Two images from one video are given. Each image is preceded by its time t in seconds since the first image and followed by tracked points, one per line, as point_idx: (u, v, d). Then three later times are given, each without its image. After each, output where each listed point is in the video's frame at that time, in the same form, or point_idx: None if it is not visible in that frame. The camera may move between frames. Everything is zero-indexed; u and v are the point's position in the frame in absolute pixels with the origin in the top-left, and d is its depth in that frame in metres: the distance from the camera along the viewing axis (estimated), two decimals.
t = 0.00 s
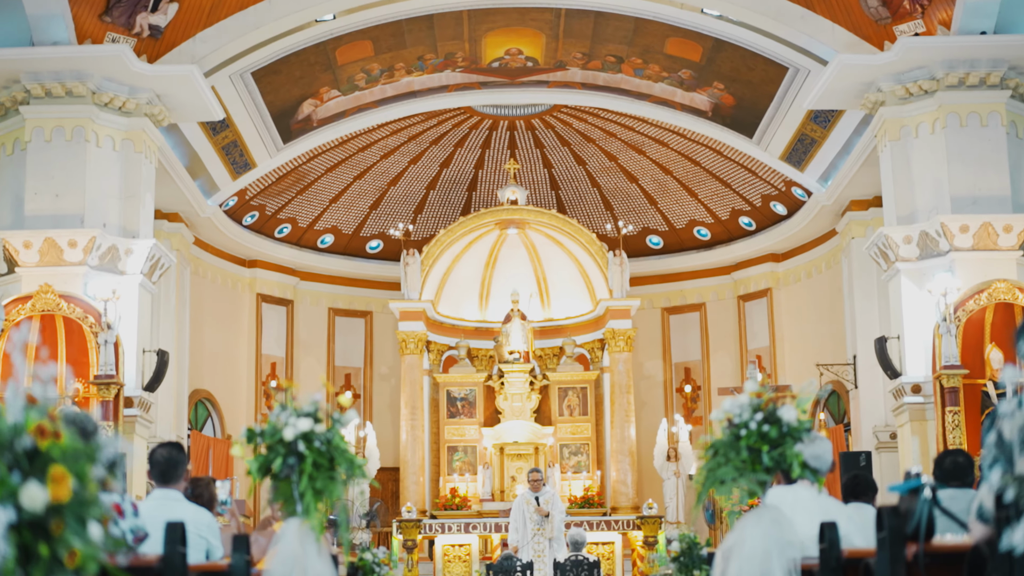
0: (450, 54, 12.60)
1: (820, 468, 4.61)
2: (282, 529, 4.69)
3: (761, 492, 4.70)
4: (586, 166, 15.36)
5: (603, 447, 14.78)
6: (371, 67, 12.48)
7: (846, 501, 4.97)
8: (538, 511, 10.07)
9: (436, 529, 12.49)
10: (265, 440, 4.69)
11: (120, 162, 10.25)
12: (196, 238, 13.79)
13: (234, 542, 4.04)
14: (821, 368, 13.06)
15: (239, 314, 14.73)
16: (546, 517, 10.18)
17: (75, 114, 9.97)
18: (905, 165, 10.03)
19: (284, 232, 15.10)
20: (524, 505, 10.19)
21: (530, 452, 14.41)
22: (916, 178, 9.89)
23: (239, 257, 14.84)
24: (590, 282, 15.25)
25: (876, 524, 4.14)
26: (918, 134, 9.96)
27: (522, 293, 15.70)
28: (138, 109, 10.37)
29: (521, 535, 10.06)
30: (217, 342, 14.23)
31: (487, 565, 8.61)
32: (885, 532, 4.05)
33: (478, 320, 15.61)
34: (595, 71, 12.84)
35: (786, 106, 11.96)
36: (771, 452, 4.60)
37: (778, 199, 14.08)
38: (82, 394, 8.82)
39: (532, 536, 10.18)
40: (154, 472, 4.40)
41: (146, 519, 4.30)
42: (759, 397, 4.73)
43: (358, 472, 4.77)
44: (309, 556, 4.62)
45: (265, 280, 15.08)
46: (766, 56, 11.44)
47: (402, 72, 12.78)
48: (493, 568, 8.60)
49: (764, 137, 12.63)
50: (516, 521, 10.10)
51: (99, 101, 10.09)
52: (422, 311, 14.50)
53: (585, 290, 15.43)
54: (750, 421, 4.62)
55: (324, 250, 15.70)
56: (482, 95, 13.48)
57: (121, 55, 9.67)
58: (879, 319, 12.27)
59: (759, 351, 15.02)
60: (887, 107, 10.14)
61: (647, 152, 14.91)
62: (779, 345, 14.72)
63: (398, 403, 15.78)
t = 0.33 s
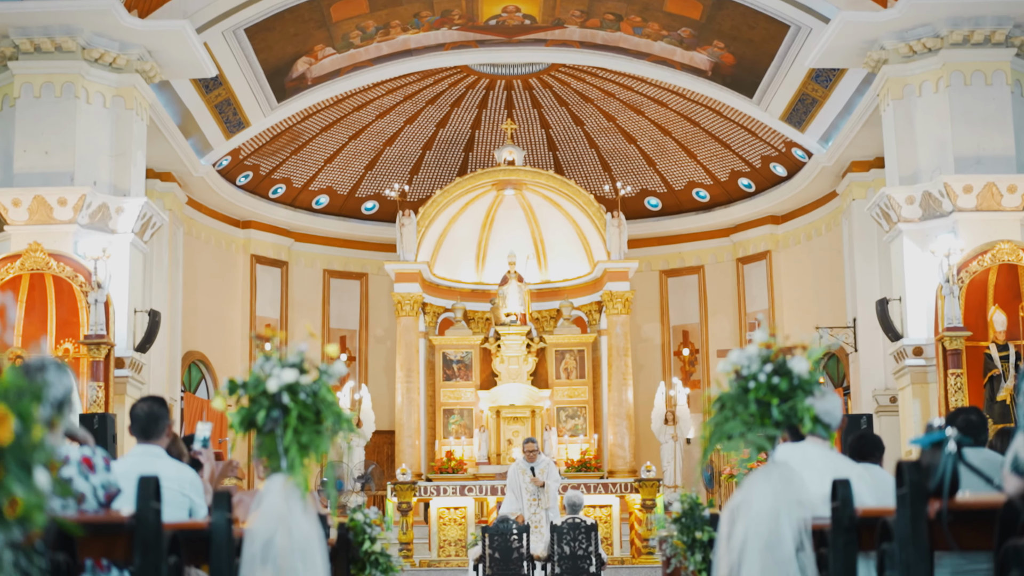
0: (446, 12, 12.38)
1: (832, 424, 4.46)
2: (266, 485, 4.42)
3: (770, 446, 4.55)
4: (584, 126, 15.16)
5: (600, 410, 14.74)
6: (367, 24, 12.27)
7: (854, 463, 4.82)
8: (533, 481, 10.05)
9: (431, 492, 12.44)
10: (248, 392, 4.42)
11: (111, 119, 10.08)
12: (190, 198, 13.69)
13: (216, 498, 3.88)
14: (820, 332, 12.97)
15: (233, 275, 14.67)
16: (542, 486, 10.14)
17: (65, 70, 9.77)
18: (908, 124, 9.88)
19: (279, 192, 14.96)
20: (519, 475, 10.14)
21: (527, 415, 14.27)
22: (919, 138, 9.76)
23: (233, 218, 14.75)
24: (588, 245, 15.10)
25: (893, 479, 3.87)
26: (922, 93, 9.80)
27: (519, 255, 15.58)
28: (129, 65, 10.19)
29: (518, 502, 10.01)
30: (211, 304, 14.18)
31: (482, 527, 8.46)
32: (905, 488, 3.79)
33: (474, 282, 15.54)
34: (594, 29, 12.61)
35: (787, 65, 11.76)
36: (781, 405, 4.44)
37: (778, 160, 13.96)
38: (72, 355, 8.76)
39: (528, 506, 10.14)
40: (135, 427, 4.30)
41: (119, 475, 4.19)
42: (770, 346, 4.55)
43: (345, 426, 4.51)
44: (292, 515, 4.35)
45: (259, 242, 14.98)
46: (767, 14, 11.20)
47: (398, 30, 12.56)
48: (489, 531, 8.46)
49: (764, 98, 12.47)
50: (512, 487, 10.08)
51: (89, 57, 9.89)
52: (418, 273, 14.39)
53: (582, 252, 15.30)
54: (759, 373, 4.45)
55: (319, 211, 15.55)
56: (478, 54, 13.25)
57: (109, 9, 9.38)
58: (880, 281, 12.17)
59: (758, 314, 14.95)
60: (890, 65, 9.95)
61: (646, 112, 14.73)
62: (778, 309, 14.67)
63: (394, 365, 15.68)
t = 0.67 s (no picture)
0: None
1: (845, 380, 4.36)
2: (245, 441, 4.29)
3: (779, 407, 4.34)
4: (581, 89, 14.96)
5: (596, 377, 14.67)
6: None
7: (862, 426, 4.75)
8: (530, 454, 9.98)
9: (424, 458, 12.34)
10: (225, 345, 4.24)
11: (99, 79, 9.91)
12: (181, 160, 13.62)
13: (191, 457, 3.70)
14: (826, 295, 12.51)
15: (226, 238, 14.55)
16: (539, 460, 10.06)
17: (51, 27, 9.57)
18: (910, 86, 9.75)
19: (271, 156, 14.82)
20: (516, 447, 10.04)
21: (522, 381, 14.17)
22: (921, 100, 9.61)
23: (226, 181, 14.61)
24: (584, 210, 14.94)
25: (915, 439, 3.61)
26: (924, 54, 9.63)
27: (514, 220, 15.44)
28: (118, 24, 9.97)
29: (515, 474, 9.94)
30: (202, 268, 14.05)
31: (477, 493, 8.38)
32: (928, 447, 3.53)
33: (469, 247, 15.41)
34: None
35: (788, 27, 11.44)
36: (791, 360, 4.26)
37: (777, 124, 13.85)
38: (60, 318, 8.61)
39: (524, 479, 10.06)
40: (110, 384, 4.18)
41: (85, 433, 4.12)
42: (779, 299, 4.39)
43: (327, 382, 4.31)
44: (275, 475, 4.20)
45: (252, 206, 14.86)
46: None
47: None
48: (484, 497, 8.38)
49: (763, 60, 12.27)
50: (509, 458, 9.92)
51: (76, 15, 9.67)
52: (413, 237, 14.23)
53: (578, 217, 15.16)
54: (768, 326, 4.29)
55: (312, 175, 15.40)
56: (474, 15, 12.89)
57: None
58: (880, 246, 12.08)
59: (756, 280, 14.85)
60: (892, 26, 9.78)
61: (644, 75, 14.54)
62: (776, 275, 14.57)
63: (388, 331, 15.57)
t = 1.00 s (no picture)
0: None
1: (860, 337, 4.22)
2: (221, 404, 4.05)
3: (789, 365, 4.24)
4: (576, 55, 14.74)
5: (591, 346, 14.56)
6: None
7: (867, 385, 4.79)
8: (525, 426, 9.85)
9: (416, 427, 12.25)
10: (200, 300, 4.01)
11: (86, 41, 9.69)
12: (170, 125, 13.49)
13: (162, 421, 3.58)
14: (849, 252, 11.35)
15: (217, 205, 14.40)
16: (533, 432, 9.95)
17: None
18: (911, 51, 9.62)
19: (262, 122, 14.68)
20: (511, 418, 9.98)
21: (516, 351, 14.05)
22: (922, 64, 9.46)
23: (216, 147, 14.47)
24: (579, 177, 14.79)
25: (945, 397, 3.44)
26: (926, 18, 9.46)
27: (508, 187, 15.26)
28: None
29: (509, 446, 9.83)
30: (191, 235, 13.91)
31: (470, 463, 8.28)
32: (960, 407, 3.34)
33: (462, 215, 15.27)
34: None
35: None
36: (804, 316, 4.11)
37: (775, 91, 13.72)
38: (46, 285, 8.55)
39: (519, 450, 9.96)
40: (82, 344, 4.05)
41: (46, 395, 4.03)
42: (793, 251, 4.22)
43: (310, 340, 4.08)
44: (252, 439, 3.98)
45: (243, 172, 14.67)
46: None
47: None
48: (477, 467, 8.28)
49: (762, 25, 11.99)
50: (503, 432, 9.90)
51: None
52: (406, 205, 14.06)
53: (574, 185, 15.00)
54: (779, 280, 4.12)
55: (304, 141, 15.25)
56: None
57: None
58: (878, 214, 11.98)
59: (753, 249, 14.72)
60: None
61: (640, 41, 14.33)
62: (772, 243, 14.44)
63: (380, 299, 15.43)
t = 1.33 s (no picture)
0: None
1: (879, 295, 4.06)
2: (190, 368, 3.88)
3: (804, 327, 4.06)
4: (571, 23, 14.47)
5: (585, 318, 14.44)
6: None
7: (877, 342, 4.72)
8: (518, 399, 9.74)
9: (409, 400, 12.12)
10: (167, 256, 3.82)
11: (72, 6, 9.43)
12: (158, 94, 13.30)
13: (126, 387, 3.47)
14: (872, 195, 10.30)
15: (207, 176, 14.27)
16: (527, 405, 9.82)
17: None
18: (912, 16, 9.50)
19: (253, 91, 14.47)
20: (504, 391, 9.84)
21: (510, 322, 13.89)
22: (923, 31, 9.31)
23: (206, 117, 14.29)
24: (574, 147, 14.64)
25: (979, 357, 3.27)
26: None
27: (502, 157, 15.11)
28: None
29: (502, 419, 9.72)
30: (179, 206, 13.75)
31: (462, 436, 8.19)
32: (998, 367, 3.15)
33: (456, 186, 15.09)
34: None
35: None
36: (820, 274, 3.94)
37: (772, 60, 13.57)
38: (30, 254, 8.41)
39: (512, 424, 9.85)
40: (47, 308, 3.94)
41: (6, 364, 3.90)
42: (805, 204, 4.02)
43: (285, 299, 3.91)
44: (224, 407, 3.80)
45: (233, 142, 14.54)
46: None
47: None
48: (469, 440, 8.20)
49: None
50: (495, 405, 9.78)
51: None
52: (398, 174, 13.88)
53: (568, 155, 14.84)
54: (793, 235, 3.93)
55: (295, 111, 15.04)
56: None
57: None
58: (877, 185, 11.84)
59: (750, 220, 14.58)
60: None
61: (636, 9, 14.03)
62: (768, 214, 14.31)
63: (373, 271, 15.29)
